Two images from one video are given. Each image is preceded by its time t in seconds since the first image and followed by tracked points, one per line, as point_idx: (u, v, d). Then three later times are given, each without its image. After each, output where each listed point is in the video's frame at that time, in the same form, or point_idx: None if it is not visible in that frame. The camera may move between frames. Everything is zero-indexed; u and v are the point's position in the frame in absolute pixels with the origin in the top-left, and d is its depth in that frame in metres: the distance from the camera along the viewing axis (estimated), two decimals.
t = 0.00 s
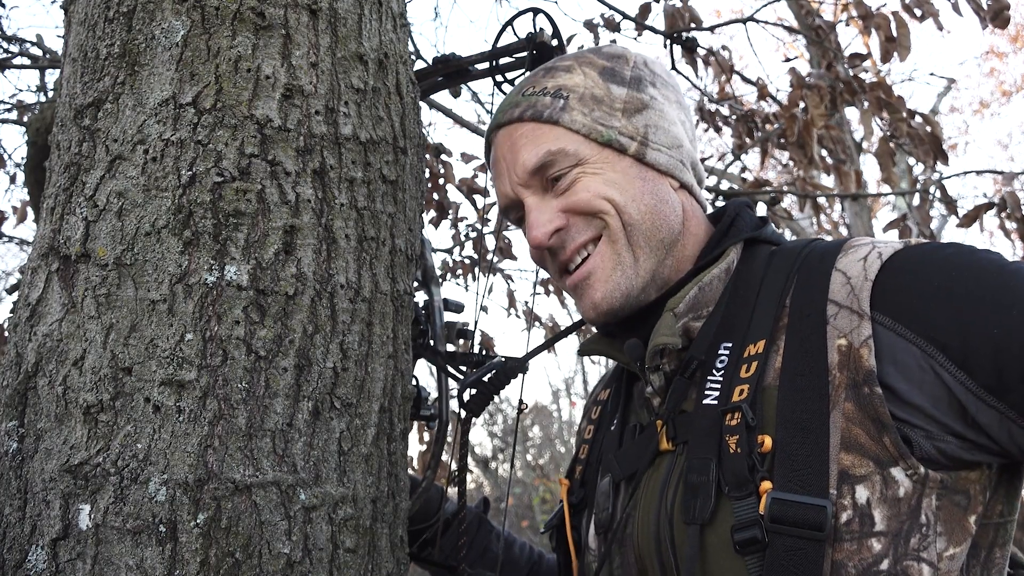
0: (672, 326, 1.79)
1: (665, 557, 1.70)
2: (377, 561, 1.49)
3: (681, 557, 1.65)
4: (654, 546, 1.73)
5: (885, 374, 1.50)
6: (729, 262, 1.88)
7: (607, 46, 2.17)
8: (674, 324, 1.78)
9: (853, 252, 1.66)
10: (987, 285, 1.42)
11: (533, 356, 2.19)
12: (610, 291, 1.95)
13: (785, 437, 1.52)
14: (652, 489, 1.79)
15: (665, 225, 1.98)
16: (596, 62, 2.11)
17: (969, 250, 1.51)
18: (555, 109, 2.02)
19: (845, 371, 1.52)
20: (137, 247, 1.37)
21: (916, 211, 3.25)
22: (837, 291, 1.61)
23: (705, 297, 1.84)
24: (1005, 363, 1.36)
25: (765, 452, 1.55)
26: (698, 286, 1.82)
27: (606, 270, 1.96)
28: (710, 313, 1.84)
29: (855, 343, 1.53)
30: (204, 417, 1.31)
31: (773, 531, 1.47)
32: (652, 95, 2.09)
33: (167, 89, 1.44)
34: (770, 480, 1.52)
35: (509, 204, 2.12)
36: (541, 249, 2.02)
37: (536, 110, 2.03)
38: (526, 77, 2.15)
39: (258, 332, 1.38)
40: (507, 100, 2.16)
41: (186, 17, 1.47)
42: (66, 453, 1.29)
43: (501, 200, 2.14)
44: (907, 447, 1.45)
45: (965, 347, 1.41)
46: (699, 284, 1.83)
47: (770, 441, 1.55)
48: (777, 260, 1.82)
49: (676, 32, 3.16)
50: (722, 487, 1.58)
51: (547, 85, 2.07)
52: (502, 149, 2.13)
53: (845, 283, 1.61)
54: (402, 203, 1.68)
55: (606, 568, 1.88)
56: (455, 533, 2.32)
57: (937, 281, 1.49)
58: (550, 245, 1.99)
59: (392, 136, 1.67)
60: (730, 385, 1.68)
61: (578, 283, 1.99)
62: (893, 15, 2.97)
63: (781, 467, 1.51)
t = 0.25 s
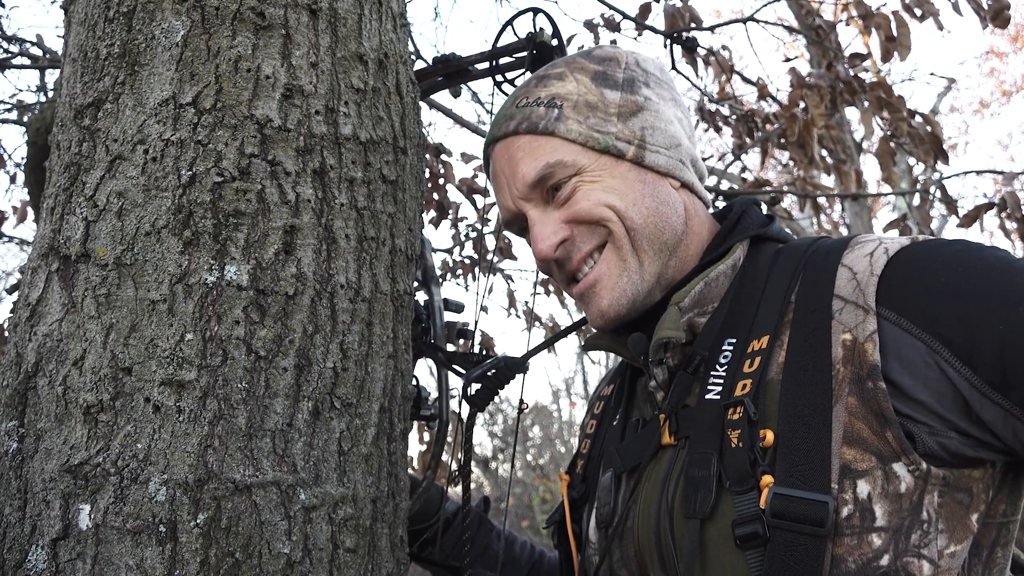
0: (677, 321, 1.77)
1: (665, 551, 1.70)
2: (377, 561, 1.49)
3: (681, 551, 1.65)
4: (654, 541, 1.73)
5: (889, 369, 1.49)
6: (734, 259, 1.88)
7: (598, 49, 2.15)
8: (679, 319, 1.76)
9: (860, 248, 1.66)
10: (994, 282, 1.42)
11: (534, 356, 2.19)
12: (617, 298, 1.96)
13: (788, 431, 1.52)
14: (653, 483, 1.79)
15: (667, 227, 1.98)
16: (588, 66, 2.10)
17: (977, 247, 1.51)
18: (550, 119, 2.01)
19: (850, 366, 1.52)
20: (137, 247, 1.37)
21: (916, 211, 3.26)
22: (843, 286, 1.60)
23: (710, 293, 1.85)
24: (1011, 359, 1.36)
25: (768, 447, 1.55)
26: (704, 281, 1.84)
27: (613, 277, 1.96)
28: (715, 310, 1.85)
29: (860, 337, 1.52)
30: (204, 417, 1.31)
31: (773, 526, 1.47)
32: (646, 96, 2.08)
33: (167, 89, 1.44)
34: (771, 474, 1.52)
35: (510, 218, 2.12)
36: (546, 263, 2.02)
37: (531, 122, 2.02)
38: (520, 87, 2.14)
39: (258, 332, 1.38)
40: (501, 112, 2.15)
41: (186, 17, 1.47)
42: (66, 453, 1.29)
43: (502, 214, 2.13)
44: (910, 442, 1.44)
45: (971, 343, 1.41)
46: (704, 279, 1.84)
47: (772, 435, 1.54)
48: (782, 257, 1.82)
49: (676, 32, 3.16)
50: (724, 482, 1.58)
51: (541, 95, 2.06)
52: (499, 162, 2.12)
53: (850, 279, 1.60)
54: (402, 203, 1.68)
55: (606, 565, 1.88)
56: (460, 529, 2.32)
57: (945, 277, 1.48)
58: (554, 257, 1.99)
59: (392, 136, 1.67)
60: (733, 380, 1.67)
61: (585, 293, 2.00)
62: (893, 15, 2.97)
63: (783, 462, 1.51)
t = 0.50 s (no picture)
0: (677, 324, 1.79)
1: (666, 555, 1.70)
2: (377, 561, 1.49)
3: (682, 555, 1.65)
4: (656, 544, 1.73)
5: (890, 376, 1.49)
6: (732, 262, 1.88)
7: (601, 51, 2.13)
8: (678, 322, 1.78)
9: (861, 253, 1.65)
10: (996, 289, 1.41)
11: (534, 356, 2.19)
12: (606, 306, 1.97)
13: (790, 437, 1.52)
14: (655, 487, 1.79)
15: (661, 238, 1.97)
16: (590, 70, 2.08)
17: (979, 254, 1.50)
18: (548, 123, 2.00)
19: (850, 372, 1.52)
20: (137, 247, 1.37)
21: (916, 211, 3.25)
22: (844, 292, 1.60)
23: (709, 296, 1.84)
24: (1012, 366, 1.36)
25: (769, 452, 1.55)
26: (702, 283, 1.84)
27: (603, 286, 1.97)
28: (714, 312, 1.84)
29: (860, 343, 1.52)
30: (204, 417, 1.31)
31: (776, 532, 1.47)
32: (647, 102, 2.07)
33: (167, 89, 1.44)
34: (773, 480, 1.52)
35: (504, 218, 2.12)
36: (536, 267, 2.02)
37: (528, 125, 2.01)
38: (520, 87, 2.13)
39: (258, 332, 1.38)
40: (500, 112, 2.14)
41: (187, 17, 1.47)
42: (66, 453, 1.29)
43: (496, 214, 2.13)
44: (912, 448, 1.45)
45: (972, 350, 1.41)
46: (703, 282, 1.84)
47: (774, 440, 1.54)
48: (783, 261, 1.81)
49: (676, 32, 3.16)
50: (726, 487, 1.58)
51: (540, 97, 2.05)
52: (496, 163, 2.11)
53: (852, 284, 1.60)
54: (402, 203, 1.68)
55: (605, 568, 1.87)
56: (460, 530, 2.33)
57: (946, 283, 1.48)
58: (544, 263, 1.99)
59: (392, 136, 1.67)
60: (734, 385, 1.67)
61: (576, 298, 2.01)
62: (893, 15, 2.97)
63: (784, 468, 1.51)
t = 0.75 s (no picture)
0: (677, 328, 1.77)
1: (665, 558, 1.70)
2: (377, 561, 1.49)
3: (680, 557, 1.64)
4: (655, 547, 1.72)
5: (890, 383, 1.48)
6: (733, 266, 1.85)
7: (621, 42, 2.05)
8: (679, 326, 1.76)
9: (864, 260, 1.63)
10: (999, 300, 1.41)
11: (534, 357, 2.19)
12: (615, 310, 1.92)
13: (789, 441, 1.51)
14: (654, 490, 1.79)
15: (672, 245, 1.93)
16: (610, 62, 2.00)
17: (982, 264, 1.50)
18: (566, 117, 1.91)
19: (850, 377, 1.51)
20: (136, 247, 1.37)
21: (916, 211, 3.25)
22: (846, 298, 1.58)
23: (709, 299, 1.81)
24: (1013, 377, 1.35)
25: (768, 455, 1.54)
26: (704, 286, 1.80)
27: (613, 290, 1.91)
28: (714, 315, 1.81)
29: (861, 350, 1.51)
30: (204, 417, 1.31)
31: (773, 534, 1.46)
32: (665, 101, 2.01)
33: (167, 89, 1.44)
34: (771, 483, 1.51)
35: (511, 212, 2.01)
36: (546, 266, 1.93)
37: (546, 118, 1.92)
38: (535, 74, 2.04)
39: (258, 332, 1.38)
40: (513, 98, 2.04)
41: (187, 17, 1.47)
42: (66, 453, 1.29)
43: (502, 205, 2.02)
44: (911, 453, 1.44)
45: (972, 360, 1.41)
46: (704, 285, 1.81)
47: (772, 444, 1.54)
48: (784, 265, 1.80)
49: (676, 32, 3.16)
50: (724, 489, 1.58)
51: (557, 89, 1.96)
52: (506, 153, 2.01)
53: (853, 291, 1.58)
54: (402, 203, 1.68)
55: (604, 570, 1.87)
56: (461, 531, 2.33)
57: (948, 292, 1.48)
58: (554, 263, 1.91)
59: (392, 136, 1.67)
60: (734, 388, 1.66)
61: (583, 299, 1.95)
62: (893, 15, 2.97)
63: (783, 471, 1.50)
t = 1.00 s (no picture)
0: (679, 333, 1.72)
1: (668, 560, 1.69)
2: (377, 561, 1.49)
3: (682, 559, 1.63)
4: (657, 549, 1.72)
5: (890, 382, 1.46)
6: (733, 268, 1.79)
7: (606, 60, 1.80)
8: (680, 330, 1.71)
9: (864, 262, 1.61)
10: (1000, 299, 1.39)
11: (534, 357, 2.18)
12: (625, 351, 1.82)
13: (790, 441, 1.50)
14: (657, 492, 1.79)
15: (679, 279, 1.80)
16: (598, 91, 1.77)
17: (983, 264, 1.48)
18: (561, 167, 1.70)
19: (851, 378, 1.49)
20: (137, 247, 1.37)
21: (916, 211, 3.25)
22: (846, 299, 1.56)
23: (709, 302, 1.75)
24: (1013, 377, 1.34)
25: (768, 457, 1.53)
26: (704, 290, 1.75)
27: (623, 334, 1.80)
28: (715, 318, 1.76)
29: (862, 350, 1.49)
30: (204, 417, 1.31)
31: (773, 534, 1.44)
32: (658, 130, 1.79)
33: (167, 89, 1.44)
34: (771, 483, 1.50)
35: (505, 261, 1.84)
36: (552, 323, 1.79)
37: (539, 169, 1.70)
38: (518, 107, 1.80)
39: (258, 332, 1.38)
40: (495, 137, 1.80)
41: (187, 17, 1.47)
42: (66, 453, 1.29)
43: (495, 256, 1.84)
44: (910, 452, 1.42)
45: (972, 360, 1.39)
46: (703, 289, 1.75)
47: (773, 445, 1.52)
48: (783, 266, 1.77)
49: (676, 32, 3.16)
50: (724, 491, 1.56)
51: (546, 131, 1.74)
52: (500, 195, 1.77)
53: (854, 291, 1.56)
54: (402, 203, 1.68)
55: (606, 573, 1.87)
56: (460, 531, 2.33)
57: (948, 291, 1.46)
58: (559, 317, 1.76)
59: (393, 136, 1.67)
60: (734, 390, 1.64)
61: (591, 343, 1.83)
62: (893, 15, 2.97)
63: (783, 471, 1.48)
